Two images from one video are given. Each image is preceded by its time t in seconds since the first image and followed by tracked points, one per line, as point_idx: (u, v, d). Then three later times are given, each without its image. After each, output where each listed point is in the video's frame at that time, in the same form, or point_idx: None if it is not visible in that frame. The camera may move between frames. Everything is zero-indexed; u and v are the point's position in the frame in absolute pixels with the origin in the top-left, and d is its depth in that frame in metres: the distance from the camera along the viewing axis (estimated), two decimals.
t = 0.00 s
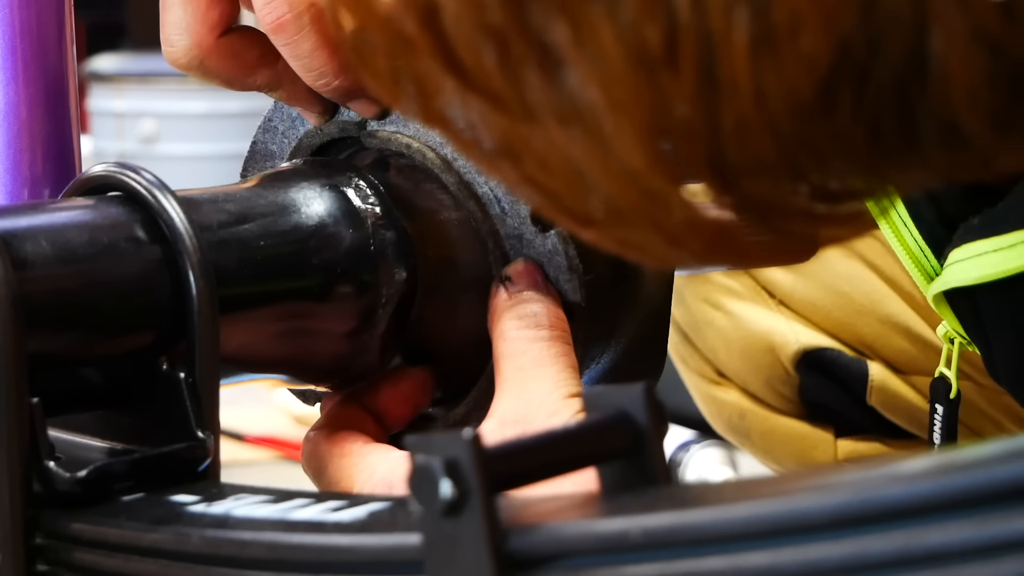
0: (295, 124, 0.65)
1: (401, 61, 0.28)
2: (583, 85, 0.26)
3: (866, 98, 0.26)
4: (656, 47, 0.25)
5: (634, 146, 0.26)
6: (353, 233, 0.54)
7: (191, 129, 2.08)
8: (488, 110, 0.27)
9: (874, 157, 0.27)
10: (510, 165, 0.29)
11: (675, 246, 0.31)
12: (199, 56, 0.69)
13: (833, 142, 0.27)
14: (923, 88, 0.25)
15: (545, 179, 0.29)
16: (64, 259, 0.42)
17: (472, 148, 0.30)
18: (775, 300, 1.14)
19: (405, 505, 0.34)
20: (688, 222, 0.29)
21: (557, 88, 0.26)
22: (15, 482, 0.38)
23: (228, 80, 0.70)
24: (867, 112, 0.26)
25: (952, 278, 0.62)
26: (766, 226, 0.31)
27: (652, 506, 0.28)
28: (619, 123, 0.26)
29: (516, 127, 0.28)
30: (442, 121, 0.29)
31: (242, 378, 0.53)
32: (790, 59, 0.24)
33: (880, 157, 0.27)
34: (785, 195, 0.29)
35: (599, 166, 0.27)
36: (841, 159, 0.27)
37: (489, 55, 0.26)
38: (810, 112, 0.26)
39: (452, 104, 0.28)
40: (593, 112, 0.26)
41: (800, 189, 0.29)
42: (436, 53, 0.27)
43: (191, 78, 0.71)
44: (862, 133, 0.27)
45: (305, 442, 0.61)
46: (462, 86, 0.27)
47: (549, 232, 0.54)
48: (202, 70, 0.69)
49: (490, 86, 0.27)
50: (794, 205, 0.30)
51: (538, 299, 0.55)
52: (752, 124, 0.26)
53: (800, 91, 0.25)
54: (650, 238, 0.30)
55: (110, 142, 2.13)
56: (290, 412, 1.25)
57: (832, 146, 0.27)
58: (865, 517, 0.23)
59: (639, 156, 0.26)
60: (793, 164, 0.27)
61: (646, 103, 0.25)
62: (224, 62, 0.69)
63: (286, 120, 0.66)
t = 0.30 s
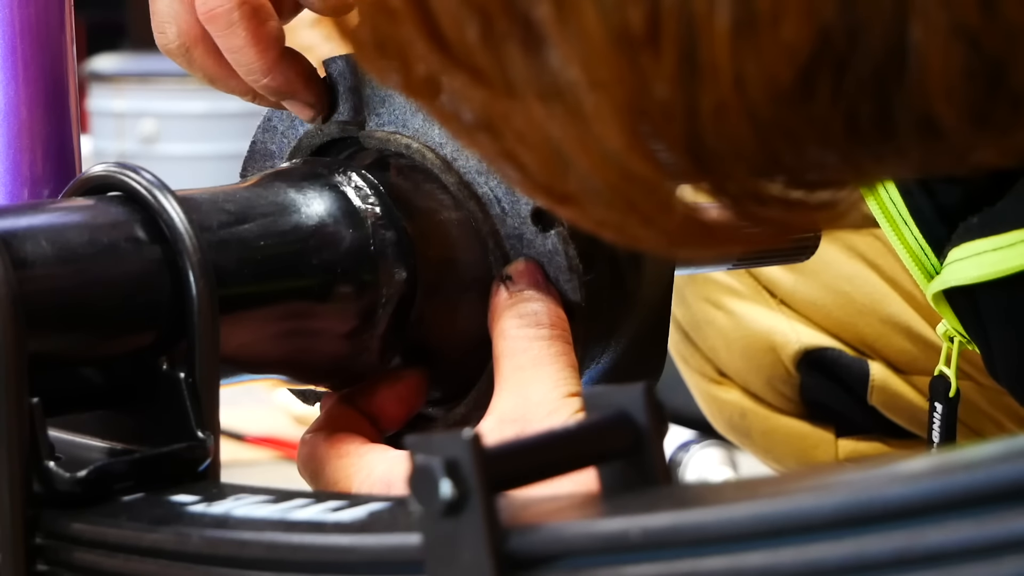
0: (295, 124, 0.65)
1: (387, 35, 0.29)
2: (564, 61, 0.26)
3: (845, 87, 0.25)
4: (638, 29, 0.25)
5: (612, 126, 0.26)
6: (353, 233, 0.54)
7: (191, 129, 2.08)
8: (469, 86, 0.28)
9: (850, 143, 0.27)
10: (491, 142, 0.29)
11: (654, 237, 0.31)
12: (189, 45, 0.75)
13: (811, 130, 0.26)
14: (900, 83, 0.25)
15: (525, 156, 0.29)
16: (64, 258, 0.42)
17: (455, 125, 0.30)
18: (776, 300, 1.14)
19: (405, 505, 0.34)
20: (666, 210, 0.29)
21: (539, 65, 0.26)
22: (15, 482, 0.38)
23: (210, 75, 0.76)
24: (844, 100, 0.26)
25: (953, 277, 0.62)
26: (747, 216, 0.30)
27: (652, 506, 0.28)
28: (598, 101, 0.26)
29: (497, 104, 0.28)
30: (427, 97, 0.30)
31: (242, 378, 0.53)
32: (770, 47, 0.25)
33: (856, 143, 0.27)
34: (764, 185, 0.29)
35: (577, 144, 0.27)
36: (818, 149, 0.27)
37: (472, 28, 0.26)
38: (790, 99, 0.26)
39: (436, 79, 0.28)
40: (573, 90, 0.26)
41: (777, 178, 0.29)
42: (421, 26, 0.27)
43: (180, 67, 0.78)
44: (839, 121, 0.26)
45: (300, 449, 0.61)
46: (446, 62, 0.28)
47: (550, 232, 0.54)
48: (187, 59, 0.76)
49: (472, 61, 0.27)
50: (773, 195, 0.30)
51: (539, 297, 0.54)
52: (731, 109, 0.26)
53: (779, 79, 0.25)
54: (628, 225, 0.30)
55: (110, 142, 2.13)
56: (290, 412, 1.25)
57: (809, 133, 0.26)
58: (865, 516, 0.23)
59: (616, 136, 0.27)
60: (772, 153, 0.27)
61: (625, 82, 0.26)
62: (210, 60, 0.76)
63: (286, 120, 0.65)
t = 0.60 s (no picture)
0: (293, 123, 0.64)
1: (395, 39, 0.29)
2: (568, 63, 0.26)
3: (851, 88, 0.26)
4: (644, 31, 0.26)
5: (617, 127, 0.27)
6: (353, 234, 0.54)
7: (190, 129, 2.08)
8: (475, 89, 0.28)
9: (855, 146, 0.27)
10: (496, 145, 0.30)
11: (660, 241, 0.31)
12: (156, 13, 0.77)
13: (817, 132, 0.27)
14: (905, 83, 0.25)
15: (529, 160, 0.29)
16: (64, 258, 0.42)
17: (462, 129, 0.31)
18: (778, 300, 1.15)
19: (405, 505, 0.34)
20: (672, 213, 0.29)
21: (544, 68, 0.27)
22: (15, 481, 0.38)
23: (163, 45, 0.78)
24: (853, 104, 0.26)
25: (955, 278, 0.62)
26: (753, 222, 0.30)
27: (652, 505, 0.28)
28: (602, 103, 0.27)
29: (503, 107, 0.28)
30: (431, 100, 0.31)
31: (241, 378, 0.53)
32: (777, 48, 0.25)
33: (862, 146, 0.27)
34: (769, 188, 0.29)
35: (580, 145, 0.28)
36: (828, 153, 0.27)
37: (478, 31, 0.27)
38: (795, 102, 0.26)
39: (444, 82, 0.29)
40: (578, 92, 0.27)
41: (781, 180, 0.29)
42: (427, 29, 0.28)
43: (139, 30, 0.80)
44: (849, 125, 0.26)
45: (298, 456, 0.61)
46: (452, 65, 0.28)
47: (550, 232, 0.54)
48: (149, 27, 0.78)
49: (478, 65, 0.28)
50: (778, 199, 0.30)
51: (539, 297, 0.54)
52: (735, 110, 0.26)
53: (786, 81, 0.25)
54: (633, 229, 0.30)
55: (109, 142, 2.14)
56: (290, 411, 1.25)
57: (817, 138, 0.27)
58: (865, 517, 0.23)
59: (621, 136, 0.27)
60: (777, 155, 0.27)
61: (630, 84, 0.26)
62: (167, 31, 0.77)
63: (285, 119, 0.65)
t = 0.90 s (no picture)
0: (293, 123, 0.64)
1: (388, 44, 0.29)
2: (565, 69, 0.26)
3: (848, 89, 0.26)
4: (640, 35, 0.25)
5: (616, 132, 0.26)
6: (353, 234, 0.54)
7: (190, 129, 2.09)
8: (473, 96, 0.28)
9: (854, 147, 0.27)
10: (495, 152, 0.29)
11: (661, 244, 0.31)
12: None
13: (814, 134, 0.26)
14: (902, 83, 0.25)
15: (528, 166, 0.29)
16: (64, 259, 0.42)
17: (459, 135, 0.30)
18: (776, 300, 1.14)
19: (405, 505, 0.34)
20: (674, 218, 0.29)
21: (541, 73, 0.26)
22: (15, 481, 0.38)
23: None
24: (847, 105, 0.26)
25: (953, 276, 0.62)
26: (755, 223, 0.30)
27: (652, 505, 0.28)
28: (600, 109, 0.26)
29: (500, 114, 0.28)
30: (429, 106, 0.30)
31: (240, 378, 0.53)
32: (772, 50, 0.25)
33: (860, 147, 0.27)
34: (769, 187, 0.29)
35: (580, 151, 0.27)
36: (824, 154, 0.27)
37: (473, 37, 0.26)
38: (791, 104, 0.26)
39: (440, 89, 0.28)
40: (576, 97, 0.26)
41: (781, 180, 0.28)
42: (421, 35, 0.27)
43: None
44: (842, 124, 0.26)
45: (293, 458, 0.60)
46: (446, 70, 0.28)
47: (550, 232, 0.53)
48: None
49: (474, 70, 0.27)
50: (779, 198, 0.29)
51: (538, 296, 0.54)
52: (733, 113, 0.26)
53: (781, 83, 0.25)
54: (634, 232, 0.30)
55: (110, 141, 2.14)
56: (290, 411, 1.25)
57: (812, 138, 0.27)
58: (865, 516, 0.23)
59: (620, 141, 0.27)
60: (777, 157, 0.27)
61: (627, 89, 0.26)
62: None
63: (285, 120, 0.65)
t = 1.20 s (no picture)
0: (292, 123, 0.64)
1: (433, 71, 0.29)
2: (611, 88, 0.26)
3: (894, 91, 0.26)
4: (684, 47, 0.26)
5: (666, 148, 0.27)
6: (352, 234, 0.54)
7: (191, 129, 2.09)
8: (519, 118, 0.28)
9: (905, 149, 0.28)
10: (542, 174, 0.30)
11: (711, 251, 0.31)
12: None
13: (865, 137, 0.27)
14: (951, 77, 0.26)
15: (577, 185, 0.29)
16: (64, 259, 0.42)
17: (506, 157, 0.31)
18: (783, 295, 1.12)
19: (405, 505, 0.34)
20: (726, 228, 0.30)
21: (587, 92, 0.27)
22: (16, 481, 0.38)
23: None
24: (896, 105, 0.27)
25: (958, 266, 0.62)
26: (807, 230, 0.30)
27: (652, 506, 0.28)
28: (648, 125, 0.27)
29: (547, 136, 0.28)
30: (473, 129, 0.30)
31: (240, 378, 0.53)
32: (816, 54, 0.25)
33: (911, 149, 0.28)
34: (821, 196, 0.29)
35: (630, 169, 0.27)
36: (871, 154, 0.28)
37: (516, 60, 0.27)
38: (839, 107, 0.26)
39: (485, 114, 0.29)
40: (623, 115, 0.27)
41: (830, 185, 0.29)
42: (465, 60, 0.28)
43: None
44: (891, 123, 0.27)
45: (291, 458, 0.60)
46: (489, 93, 0.28)
47: (550, 232, 0.53)
48: None
49: (519, 93, 0.28)
50: (831, 207, 0.30)
51: (539, 295, 0.54)
52: (781, 120, 0.26)
53: (829, 87, 0.26)
54: (687, 242, 0.31)
55: (110, 142, 2.15)
56: (290, 411, 1.25)
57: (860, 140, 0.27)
58: (865, 516, 0.23)
59: (670, 157, 0.27)
60: (827, 164, 0.28)
61: (674, 104, 0.26)
62: None
63: (284, 120, 0.65)
